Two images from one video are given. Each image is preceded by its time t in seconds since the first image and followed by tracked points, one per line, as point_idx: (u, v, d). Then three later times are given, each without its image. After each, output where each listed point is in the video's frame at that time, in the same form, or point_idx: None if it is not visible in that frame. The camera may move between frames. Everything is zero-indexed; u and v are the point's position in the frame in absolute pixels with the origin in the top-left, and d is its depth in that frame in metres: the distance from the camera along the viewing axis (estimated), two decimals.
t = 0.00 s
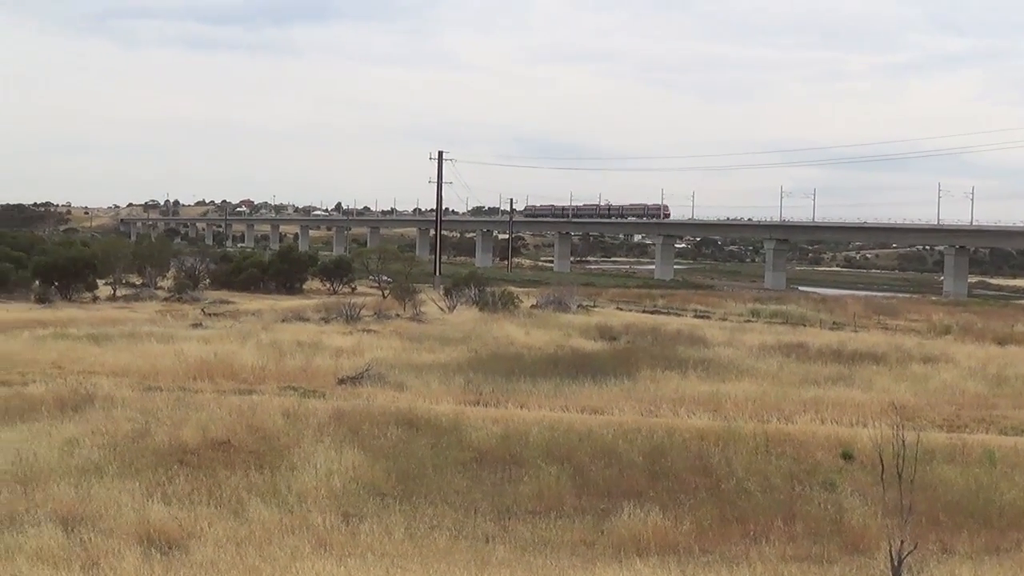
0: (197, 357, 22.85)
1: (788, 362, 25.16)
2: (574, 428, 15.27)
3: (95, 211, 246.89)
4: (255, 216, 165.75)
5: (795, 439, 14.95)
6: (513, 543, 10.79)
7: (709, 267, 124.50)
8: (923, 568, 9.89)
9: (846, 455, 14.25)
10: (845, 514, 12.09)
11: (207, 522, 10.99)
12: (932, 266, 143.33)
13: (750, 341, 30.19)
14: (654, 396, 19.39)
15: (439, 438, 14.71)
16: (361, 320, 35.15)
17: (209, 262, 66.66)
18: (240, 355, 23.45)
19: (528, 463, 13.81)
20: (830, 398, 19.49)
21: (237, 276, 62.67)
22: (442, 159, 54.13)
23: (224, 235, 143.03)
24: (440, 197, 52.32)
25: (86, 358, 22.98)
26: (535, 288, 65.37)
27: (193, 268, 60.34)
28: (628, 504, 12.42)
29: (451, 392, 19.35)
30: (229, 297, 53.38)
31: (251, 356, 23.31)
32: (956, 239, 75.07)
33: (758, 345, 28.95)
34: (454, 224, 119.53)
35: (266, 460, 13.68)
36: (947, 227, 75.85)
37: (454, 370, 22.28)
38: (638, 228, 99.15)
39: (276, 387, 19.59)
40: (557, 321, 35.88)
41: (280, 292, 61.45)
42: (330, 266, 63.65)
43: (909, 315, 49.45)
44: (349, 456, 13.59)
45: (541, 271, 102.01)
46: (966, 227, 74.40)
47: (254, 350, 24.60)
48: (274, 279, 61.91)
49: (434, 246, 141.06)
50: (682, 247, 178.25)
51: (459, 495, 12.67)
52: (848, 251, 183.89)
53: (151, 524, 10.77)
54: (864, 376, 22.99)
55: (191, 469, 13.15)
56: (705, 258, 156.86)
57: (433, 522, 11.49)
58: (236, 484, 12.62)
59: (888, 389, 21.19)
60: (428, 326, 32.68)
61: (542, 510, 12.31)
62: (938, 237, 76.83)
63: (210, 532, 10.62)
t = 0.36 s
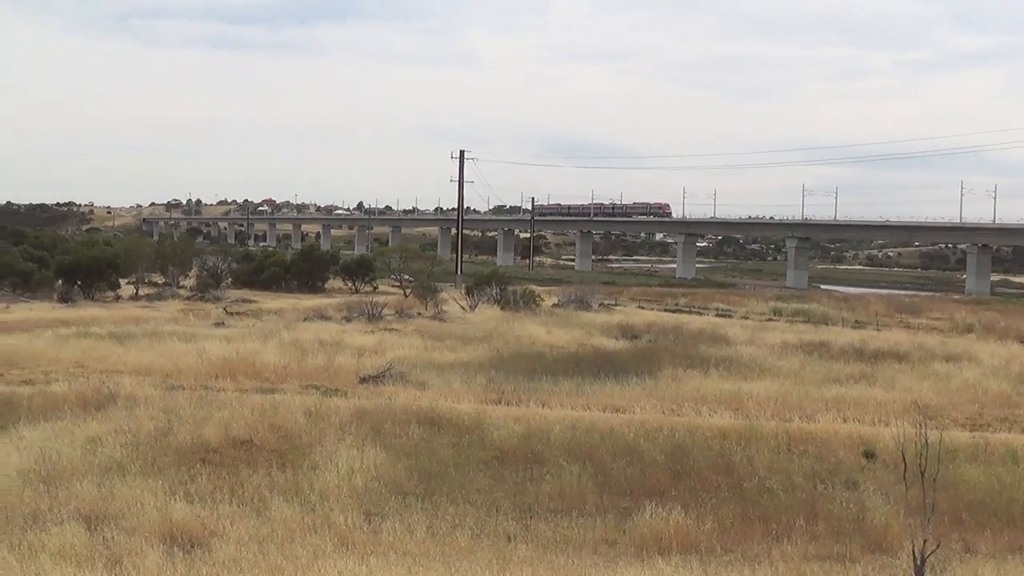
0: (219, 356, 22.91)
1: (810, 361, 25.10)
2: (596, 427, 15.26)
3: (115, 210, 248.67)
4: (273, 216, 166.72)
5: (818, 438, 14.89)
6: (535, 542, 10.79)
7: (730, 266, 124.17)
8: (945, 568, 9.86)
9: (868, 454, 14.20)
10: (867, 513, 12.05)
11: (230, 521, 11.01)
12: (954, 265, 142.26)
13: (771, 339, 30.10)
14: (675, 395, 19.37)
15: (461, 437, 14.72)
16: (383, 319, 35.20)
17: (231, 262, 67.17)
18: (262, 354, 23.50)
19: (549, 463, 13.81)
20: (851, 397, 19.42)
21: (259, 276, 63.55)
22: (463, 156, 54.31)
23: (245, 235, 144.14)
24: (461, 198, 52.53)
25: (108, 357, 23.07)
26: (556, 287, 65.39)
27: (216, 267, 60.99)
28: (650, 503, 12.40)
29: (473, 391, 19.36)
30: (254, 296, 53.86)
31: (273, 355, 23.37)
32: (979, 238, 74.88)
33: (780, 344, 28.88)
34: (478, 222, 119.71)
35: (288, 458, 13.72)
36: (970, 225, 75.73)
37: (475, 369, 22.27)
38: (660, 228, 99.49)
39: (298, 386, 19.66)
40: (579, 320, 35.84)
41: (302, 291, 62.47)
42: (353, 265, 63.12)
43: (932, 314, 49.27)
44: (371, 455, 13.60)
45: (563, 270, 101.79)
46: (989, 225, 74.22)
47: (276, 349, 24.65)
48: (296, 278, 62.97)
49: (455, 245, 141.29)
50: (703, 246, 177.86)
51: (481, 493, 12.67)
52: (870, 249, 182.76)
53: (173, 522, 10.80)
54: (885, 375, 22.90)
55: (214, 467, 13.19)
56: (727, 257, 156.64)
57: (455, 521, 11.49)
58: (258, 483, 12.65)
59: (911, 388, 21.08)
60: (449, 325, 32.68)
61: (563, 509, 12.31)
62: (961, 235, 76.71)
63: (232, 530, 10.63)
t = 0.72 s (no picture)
0: (239, 356, 22.95)
1: (830, 362, 25.05)
2: (616, 428, 15.26)
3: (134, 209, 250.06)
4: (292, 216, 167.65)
5: (838, 440, 14.83)
6: (554, 543, 10.78)
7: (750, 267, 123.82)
8: (967, 571, 9.82)
9: (889, 456, 14.16)
10: (887, 516, 12.01)
11: (249, 520, 11.03)
12: (973, 267, 141.30)
13: (792, 341, 30.06)
14: (694, 396, 19.34)
15: (480, 438, 14.72)
16: (403, 319, 35.29)
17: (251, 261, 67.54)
18: (283, 354, 23.57)
19: (569, 463, 13.80)
20: (872, 398, 19.35)
21: (279, 275, 63.88)
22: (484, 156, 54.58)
23: (267, 235, 145.24)
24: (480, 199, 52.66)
25: (129, 357, 23.14)
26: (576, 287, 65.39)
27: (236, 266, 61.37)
28: (670, 504, 12.38)
29: (494, 391, 19.38)
30: (273, 296, 54.02)
31: (293, 355, 23.45)
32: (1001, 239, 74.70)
33: (801, 345, 28.84)
34: (496, 222, 120.14)
35: (308, 458, 13.74)
36: (991, 227, 75.55)
37: (496, 369, 22.29)
38: (681, 228, 99.56)
39: (319, 386, 19.71)
40: (600, 320, 35.87)
41: (323, 290, 62.66)
42: (374, 265, 63.23)
43: (953, 316, 49.12)
44: (391, 455, 13.61)
45: (583, 270, 101.92)
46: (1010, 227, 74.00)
47: (296, 348, 24.73)
48: (316, 278, 63.19)
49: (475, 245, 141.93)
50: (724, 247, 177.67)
51: (501, 494, 12.67)
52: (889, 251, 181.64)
53: (193, 522, 10.81)
54: (906, 377, 22.83)
55: (234, 467, 13.22)
56: (747, 258, 156.50)
57: (474, 521, 11.49)
58: (278, 482, 12.68)
59: (931, 390, 21.00)
60: (470, 325, 32.72)
61: (583, 510, 12.30)
62: (983, 236, 76.54)
63: (252, 529, 10.65)
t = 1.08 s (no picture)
0: (255, 356, 22.99)
1: (845, 365, 25.01)
2: (630, 430, 15.26)
3: (155, 209, 252.53)
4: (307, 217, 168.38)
5: (853, 443, 14.79)
6: (569, 544, 10.78)
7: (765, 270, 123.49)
8: None
9: (903, 459, 14.12)
10: (902, 519, 11.99)
11: (264, 520, 11.04)
12: (989, 271, 140.39)
13: (807, 343, 30.02)
14: (709, 398, 19.33)
15: (495, 439, 14.73)
16: (419, 320, 35.36)
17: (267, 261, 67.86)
18: (297, 354, 23.63)
19: (584, 465, 13.81)
20: (887, 401, 19.30)
21: (295, 276, 64.14)
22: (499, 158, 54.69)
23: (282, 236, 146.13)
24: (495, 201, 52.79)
25: (145, 356, 23.20)
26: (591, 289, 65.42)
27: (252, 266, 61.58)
28: (684, 506, 12.37)
29: (508, 392, 19.43)
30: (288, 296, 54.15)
31: (309, 355, 23.52)
32: (1017, 242, 74.48)
33: (816, 348, 28.81)
34: (510, 224, 120.43)
35: (322, 458, 13.76)
36: (1006, 231, 75.37)
37: (511, 370, 22.32)
38: (697, 231, 99.43)
39: (333, 386, 19.74)
40: (615, 322, 35.93)
41: (338, 291, 62.78)
42: (389, 266, 63.30)
43: (969, 319, 49.05)
44: (406, 456, 13.62)
45: (598, 272, 102.03)
46: None
47: (311, 349, 24.80)
48: (332, 278, 63.31)
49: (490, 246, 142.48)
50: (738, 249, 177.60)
51: (515, 495, 12.68)
52: (905, 254, 180.78)
53: (208, 522, 10.84)
54: (921, 380, 22.77)
55: (249, 467, 13.24)
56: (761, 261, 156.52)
57: (489, 523, 11.49)
58: (293, 482, 12.70)
59: (947, 393, 20.95)
60: (485, 326, 32.75)
61: (597, 512, 12.30)
62: (998, 239, 76.37)
63: (266, 530, 10.66)
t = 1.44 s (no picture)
0: (270, 355, 23.03)
1: (861, 367, 24.93)
2: (645, 430, 15.26)
3: (171, 208, 254.05)
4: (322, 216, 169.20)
5: (868, 444, 14.75)
6: (583, 545, 10.77)
7: (779, 270, 123.20)
8: None
9: (919, 461, 14.07)
10: (916, 521, 11.95)
11: (278, 519, 11.06)
12: (1006, 272, 139.35)
13: (822, 345, 29.95)
14: (724, 398, 19.30)
15: (509, 439, 14.73)
16: (433, 320, 35.44)
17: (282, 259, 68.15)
18: (312, 353, 23.70)
19: (598, 465, 13.81)
20: (902, 403, 19.21)
21: (311, 275, 64.42)
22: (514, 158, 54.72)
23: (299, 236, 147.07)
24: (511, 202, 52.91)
25: (161, 355, 23.27)
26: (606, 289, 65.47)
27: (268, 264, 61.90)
28: (699, 507, 12.35)
29: (523, 392, 19.45)
30: (303, 295, 54.38)
31: (324, 354, 23.57)
32: None
33: (831, 349, 28.74)
34: (524, 224, 120.84)
35: (337, 457, 13.78)
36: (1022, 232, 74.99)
37: (526, 370, 22.33)
38: (710, 232, 99.33)
39: (349, 385, 19.79)
40: (629, 322, 35.95)
41: (354, 290, 63.03)
42: (404, 266, 63.53)
43: (986, 321, 48.82)
44: (420, 455, 13.63)
45: (612, 272, 102.18)
46: None
47: (326, 348, 24.85)
48: (348, 277, 63.55)
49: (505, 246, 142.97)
50: (754, 249, 177.30)
51: (530, 495, 12.68)
52: (920, 255, 179.82)
53: (223, 520, 10.87)
54: (937, 382, 22.66)
55: (264, 465, 13.27)
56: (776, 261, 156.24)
57: (503, 522, 11.50)
58: (308, 480, 12.74)
59: (964, 395, 20.84)
60: (499, 326, 32.74)
61: (612, 512, 12.29)
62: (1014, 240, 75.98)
63: (281, 528, 10.67)
